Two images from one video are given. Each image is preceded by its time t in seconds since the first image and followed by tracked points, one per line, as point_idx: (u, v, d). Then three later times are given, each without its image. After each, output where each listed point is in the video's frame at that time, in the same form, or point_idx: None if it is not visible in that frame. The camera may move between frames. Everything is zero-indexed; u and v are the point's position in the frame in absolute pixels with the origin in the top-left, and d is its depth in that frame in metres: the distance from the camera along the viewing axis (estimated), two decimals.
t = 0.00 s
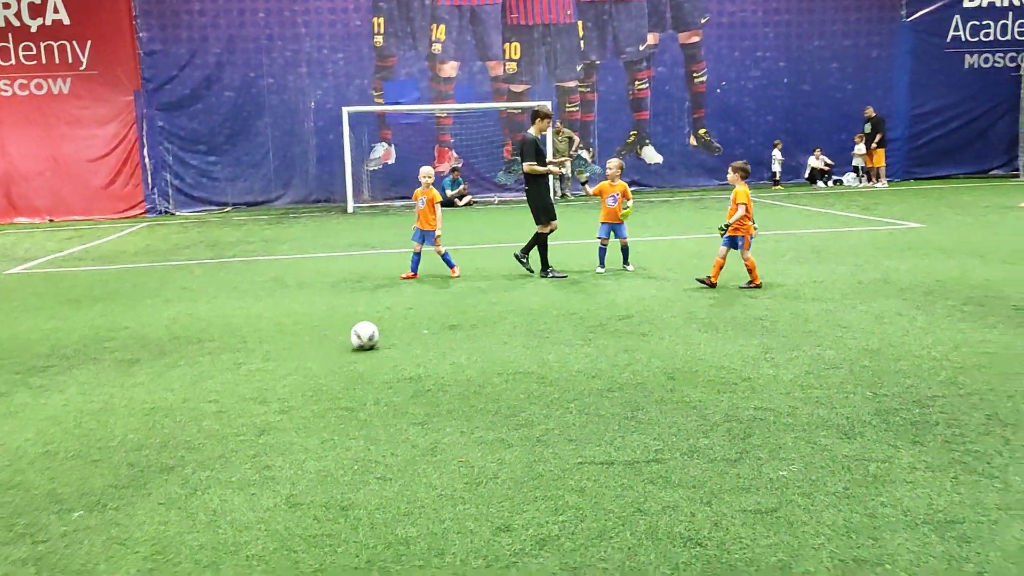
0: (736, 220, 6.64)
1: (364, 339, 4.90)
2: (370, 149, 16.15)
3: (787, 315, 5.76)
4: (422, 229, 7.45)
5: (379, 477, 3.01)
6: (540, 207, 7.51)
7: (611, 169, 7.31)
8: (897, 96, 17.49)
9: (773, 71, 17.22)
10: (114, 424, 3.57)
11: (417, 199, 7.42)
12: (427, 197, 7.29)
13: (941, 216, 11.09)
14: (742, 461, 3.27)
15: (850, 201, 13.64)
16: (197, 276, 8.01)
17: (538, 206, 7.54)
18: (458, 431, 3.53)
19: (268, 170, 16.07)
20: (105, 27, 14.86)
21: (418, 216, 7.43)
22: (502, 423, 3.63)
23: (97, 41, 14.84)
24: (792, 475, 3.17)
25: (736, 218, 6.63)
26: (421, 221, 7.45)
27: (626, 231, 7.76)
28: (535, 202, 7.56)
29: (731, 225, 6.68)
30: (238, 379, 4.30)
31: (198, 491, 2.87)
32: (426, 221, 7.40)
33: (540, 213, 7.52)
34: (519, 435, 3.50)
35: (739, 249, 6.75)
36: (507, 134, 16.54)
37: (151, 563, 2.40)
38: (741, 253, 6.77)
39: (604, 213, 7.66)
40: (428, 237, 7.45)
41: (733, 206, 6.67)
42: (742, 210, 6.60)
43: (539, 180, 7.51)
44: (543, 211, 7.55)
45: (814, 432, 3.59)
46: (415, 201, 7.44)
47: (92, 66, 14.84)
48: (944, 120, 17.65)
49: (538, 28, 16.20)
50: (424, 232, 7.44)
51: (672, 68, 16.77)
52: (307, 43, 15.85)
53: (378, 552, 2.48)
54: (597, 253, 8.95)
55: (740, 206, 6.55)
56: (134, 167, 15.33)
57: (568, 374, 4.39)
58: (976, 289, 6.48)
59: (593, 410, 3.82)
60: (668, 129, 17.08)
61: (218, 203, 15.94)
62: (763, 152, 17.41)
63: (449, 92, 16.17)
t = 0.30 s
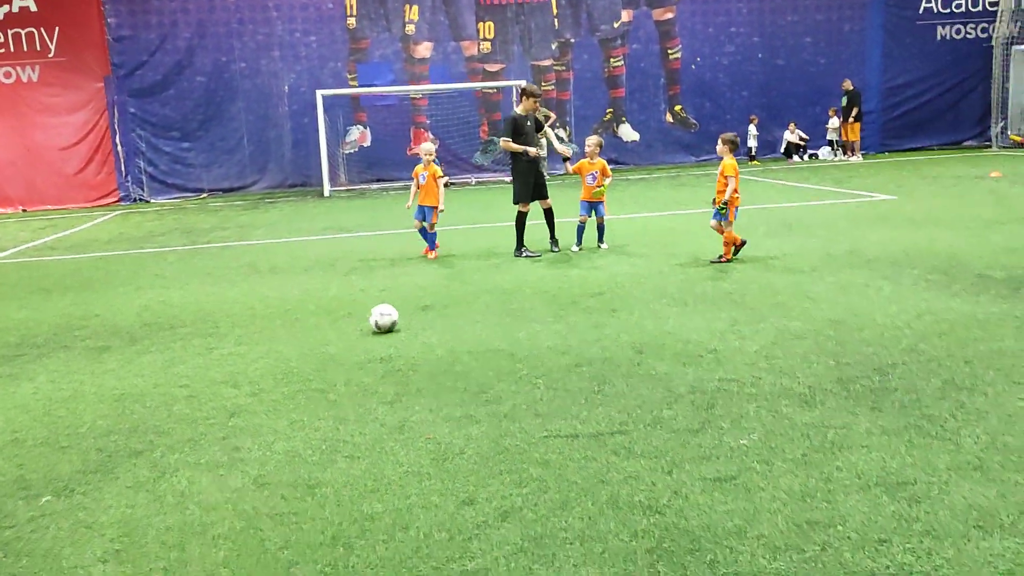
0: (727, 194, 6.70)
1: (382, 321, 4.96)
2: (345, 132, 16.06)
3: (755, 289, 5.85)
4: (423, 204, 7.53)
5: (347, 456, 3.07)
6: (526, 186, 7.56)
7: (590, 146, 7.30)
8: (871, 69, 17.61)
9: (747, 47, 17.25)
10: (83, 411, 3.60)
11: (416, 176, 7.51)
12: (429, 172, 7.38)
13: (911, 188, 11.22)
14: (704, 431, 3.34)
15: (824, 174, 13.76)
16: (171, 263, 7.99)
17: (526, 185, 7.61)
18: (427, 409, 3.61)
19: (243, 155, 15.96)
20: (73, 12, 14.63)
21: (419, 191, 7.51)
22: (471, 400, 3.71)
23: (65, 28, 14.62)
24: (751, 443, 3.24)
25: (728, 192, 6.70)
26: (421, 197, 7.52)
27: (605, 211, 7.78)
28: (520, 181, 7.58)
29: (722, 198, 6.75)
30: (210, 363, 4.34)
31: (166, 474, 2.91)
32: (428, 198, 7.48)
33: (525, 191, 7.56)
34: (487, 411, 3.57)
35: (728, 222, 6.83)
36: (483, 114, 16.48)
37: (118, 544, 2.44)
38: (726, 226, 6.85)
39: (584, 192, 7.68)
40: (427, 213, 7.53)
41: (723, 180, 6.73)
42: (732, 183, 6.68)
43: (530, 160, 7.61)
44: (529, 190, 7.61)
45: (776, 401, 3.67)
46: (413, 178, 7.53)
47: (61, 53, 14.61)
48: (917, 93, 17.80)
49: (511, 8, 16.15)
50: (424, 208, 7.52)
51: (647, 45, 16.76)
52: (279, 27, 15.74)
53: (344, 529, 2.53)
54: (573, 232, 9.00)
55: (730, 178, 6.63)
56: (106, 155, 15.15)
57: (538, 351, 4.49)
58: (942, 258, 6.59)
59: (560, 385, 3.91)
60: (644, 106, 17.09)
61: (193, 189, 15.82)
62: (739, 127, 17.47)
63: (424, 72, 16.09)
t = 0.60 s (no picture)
0: (729, 168, 6.74)
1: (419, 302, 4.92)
2: (336, 114, 15.99)
3: (744, 262, 5.90)
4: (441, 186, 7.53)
5: (339, 435, 3.11)
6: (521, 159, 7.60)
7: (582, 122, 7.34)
8: (861, 41, 17.56)
9: (738, 21, 17.19)
10: (79, 396, 3.65)
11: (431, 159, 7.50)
12: (445, 155, 7.38)
13: (902, 159, 11.25)
14: (692, 403, 3.39)
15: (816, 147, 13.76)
16: (163, 249, 8.00)
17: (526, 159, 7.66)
18: (418, 387, 3.66)
19: (234, 140, 15.90)
20: None
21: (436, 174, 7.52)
22: (461, 378, 3.77)
23: (51, 15, 14.44)
24: (738, 413, 3.29)
25: (729, 167, 6.73)
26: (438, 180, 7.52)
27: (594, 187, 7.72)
28: (520, 157, 7.63)
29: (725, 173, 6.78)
30: (203, 347, 4.38)
31: (161, 457, 2.96)
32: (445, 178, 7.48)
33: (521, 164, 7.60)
34: (477, 388, 3.62)
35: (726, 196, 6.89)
36: (473, 94, 16.43)
37: (114, 526, 2.49)
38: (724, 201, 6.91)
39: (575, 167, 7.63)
40: (444, 193, 7.50)
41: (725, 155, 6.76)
42: (733, 159, 6.71)
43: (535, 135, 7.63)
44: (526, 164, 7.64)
45: (763, 372, 3.72)
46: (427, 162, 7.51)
47: (47, 41, 14.46)
48: (908, 64, 17.77)
49: None
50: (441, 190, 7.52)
51: (637, 21, 16.68)
52: (266, 10, 15.64)
53: (337, 505, 2.58)
54: (564, 210, 9.02)
55: (732, 154, 6.66)
56: (97, 142, 15.04)
57: (529, 328, 4.54)
58: (930, 228, 6.63)
59: (550, 361, 3.96)
60: (635, 83, 17.03)
61: (184, 175, 15.77)
62: (730, 101, 17.44)
63: (414, 53, 16.01)
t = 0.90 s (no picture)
0: (722, 152, 6.71)
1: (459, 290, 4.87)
2: (333, 103, 15.94)
3: (742, 246, 5.89)
4: (460, 172, 7.52)
5: (338, 424, 3.12)
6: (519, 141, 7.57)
7: (595, 113, 7.23)
8: (860, 22, 17.47)
9: (735, 4, 17.09)
10: (78, 389, 3.65)
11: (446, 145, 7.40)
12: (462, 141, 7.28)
13: (901, 140, 11.21)
14: (690, 387, 3.40)
15: (814, 130, 13.72)
16: (161, 241, 7.99)
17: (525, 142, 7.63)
18: (417, 375, 3.67)
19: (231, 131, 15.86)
20: None
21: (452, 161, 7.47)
22: (460, 366, 3.78)
23: (44, 7, 14.37)
24: (736, 397, 3.30)
25: (721, 150, 6.70)
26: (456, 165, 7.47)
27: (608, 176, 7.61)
28: (519, 143, 7.61)
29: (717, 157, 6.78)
30: (202, 339, 4.38)
31: (161, 448, 2.96)
32: (464, 163, 7.46)
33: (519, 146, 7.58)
34: (476, 375, 3.64)
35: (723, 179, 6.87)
36: (470, 81, 16.37)
37: (116, 517, 2.50)
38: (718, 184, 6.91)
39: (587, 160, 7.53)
40: (467, 177, 7.52)
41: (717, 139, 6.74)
42: (725, 141, 6.69)
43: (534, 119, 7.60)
44: (524, 146, 7.62)
45: (761, 355, 3.72)
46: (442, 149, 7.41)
47: (41, 34, 14.40)
48: (907, 44, 17.67)
49: None
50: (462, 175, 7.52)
51: (633, 6, 16.60)
52: None
53: (336, 494, 2.59)
54: (562, 196, 9.01)
55: (722, 138, 6.66)
56: (93, 135, 14.98)
57: (527, 315, 4.54)
58: (929, 209, 6.62)
59: (548, 348, 3.97)
60: (633, 68, 16.95)
61: (182, 167, 15.74)
62: (728, 85, 17.38)
63: (409, 41, 15.94)
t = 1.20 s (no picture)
0: (709, 145, 6.74)
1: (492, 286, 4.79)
2: (328, 101, 15.91)
3: (737, 243, 5.91)
4: (475, 169, 7.49)
5: (332, 422, 3.11)
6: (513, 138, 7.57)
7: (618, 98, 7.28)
8: (855, 19, 17.50)
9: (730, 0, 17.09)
10: (73, 388, 3.65)
11: (464, 142, 7.37)
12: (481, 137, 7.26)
13: (897, 137, 11.23)
14: (683, 384, 3.41)
15: (809, 127, 13.74)
16: (156, 239, 7.97)
17: (519, 139, 7.63)
18: (411, 372, 3.68)
19: (226, 129, 15.83)
20: None
21: (467, 157, 7.45)
22: (455, 363, 3.78)
23: (38, 5, 14.28)
24: (729, 394, 3.30)
25: (709, 143, 6.72)
26: (473, 163, 7.44)
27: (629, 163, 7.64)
28: (513, 140, 7.61)
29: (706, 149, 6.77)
30: (197, 337, 4.38)
31: (156, 446, 2.97)
32: (479, 160, 7.45)
33: (512, 143, 7.58)
34: (470, 373, 3.65)
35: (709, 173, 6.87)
36: (465, 78, 16.36)
37: (109, 515, 2.50)
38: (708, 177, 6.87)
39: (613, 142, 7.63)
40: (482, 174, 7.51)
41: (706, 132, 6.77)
42: (714, 134, 6.71)
43: (529, 116, 7.59)
44: (517, 143, 7.62)
45: (755, 352, 3.73)
46: (459, 145, 7.37)
47: (36, 31, 14.34)
48: (902, 41, 17.70)
49: None
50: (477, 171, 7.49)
51: (629, 3, 16.59)
52: None
53: (330, 492, 2.59)
54: (558, 194, 9.01)
55: (711, 129, 6.67)
56: (88, 134, 15.01)
57: (522, 312, 4.55)
58: (924, 206, 6.64)
59: (542, 345, 3.98)
60: (628, 65, 16.95)
61: (177, 165, 15.74)
62: (723, 83, 17.38)
63: (405, 39, 15.93)
